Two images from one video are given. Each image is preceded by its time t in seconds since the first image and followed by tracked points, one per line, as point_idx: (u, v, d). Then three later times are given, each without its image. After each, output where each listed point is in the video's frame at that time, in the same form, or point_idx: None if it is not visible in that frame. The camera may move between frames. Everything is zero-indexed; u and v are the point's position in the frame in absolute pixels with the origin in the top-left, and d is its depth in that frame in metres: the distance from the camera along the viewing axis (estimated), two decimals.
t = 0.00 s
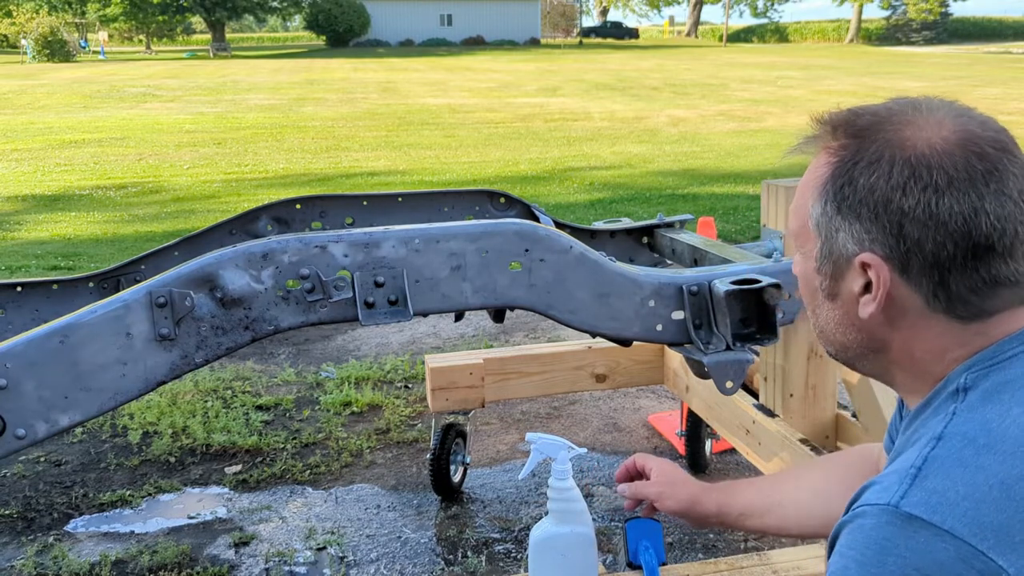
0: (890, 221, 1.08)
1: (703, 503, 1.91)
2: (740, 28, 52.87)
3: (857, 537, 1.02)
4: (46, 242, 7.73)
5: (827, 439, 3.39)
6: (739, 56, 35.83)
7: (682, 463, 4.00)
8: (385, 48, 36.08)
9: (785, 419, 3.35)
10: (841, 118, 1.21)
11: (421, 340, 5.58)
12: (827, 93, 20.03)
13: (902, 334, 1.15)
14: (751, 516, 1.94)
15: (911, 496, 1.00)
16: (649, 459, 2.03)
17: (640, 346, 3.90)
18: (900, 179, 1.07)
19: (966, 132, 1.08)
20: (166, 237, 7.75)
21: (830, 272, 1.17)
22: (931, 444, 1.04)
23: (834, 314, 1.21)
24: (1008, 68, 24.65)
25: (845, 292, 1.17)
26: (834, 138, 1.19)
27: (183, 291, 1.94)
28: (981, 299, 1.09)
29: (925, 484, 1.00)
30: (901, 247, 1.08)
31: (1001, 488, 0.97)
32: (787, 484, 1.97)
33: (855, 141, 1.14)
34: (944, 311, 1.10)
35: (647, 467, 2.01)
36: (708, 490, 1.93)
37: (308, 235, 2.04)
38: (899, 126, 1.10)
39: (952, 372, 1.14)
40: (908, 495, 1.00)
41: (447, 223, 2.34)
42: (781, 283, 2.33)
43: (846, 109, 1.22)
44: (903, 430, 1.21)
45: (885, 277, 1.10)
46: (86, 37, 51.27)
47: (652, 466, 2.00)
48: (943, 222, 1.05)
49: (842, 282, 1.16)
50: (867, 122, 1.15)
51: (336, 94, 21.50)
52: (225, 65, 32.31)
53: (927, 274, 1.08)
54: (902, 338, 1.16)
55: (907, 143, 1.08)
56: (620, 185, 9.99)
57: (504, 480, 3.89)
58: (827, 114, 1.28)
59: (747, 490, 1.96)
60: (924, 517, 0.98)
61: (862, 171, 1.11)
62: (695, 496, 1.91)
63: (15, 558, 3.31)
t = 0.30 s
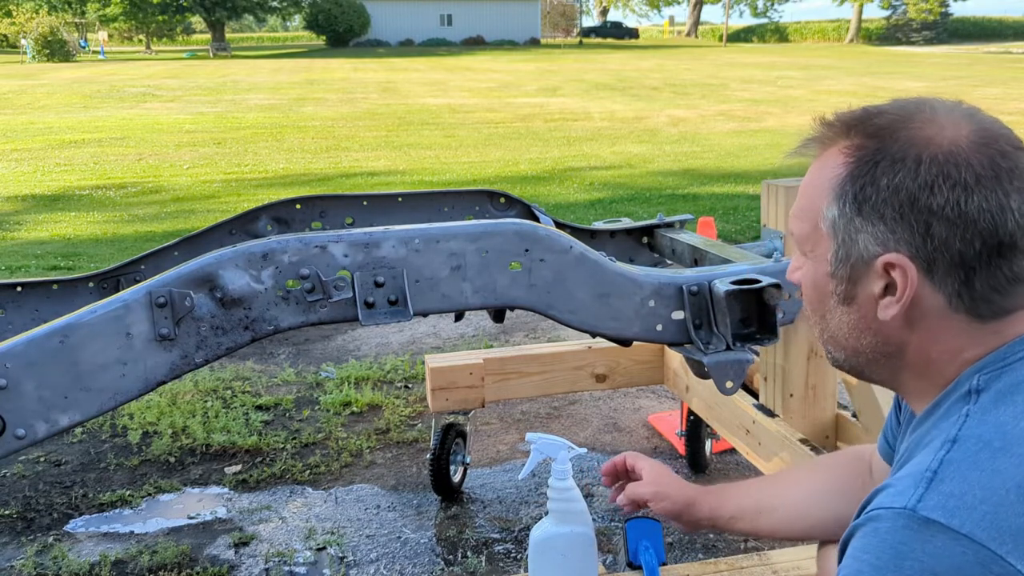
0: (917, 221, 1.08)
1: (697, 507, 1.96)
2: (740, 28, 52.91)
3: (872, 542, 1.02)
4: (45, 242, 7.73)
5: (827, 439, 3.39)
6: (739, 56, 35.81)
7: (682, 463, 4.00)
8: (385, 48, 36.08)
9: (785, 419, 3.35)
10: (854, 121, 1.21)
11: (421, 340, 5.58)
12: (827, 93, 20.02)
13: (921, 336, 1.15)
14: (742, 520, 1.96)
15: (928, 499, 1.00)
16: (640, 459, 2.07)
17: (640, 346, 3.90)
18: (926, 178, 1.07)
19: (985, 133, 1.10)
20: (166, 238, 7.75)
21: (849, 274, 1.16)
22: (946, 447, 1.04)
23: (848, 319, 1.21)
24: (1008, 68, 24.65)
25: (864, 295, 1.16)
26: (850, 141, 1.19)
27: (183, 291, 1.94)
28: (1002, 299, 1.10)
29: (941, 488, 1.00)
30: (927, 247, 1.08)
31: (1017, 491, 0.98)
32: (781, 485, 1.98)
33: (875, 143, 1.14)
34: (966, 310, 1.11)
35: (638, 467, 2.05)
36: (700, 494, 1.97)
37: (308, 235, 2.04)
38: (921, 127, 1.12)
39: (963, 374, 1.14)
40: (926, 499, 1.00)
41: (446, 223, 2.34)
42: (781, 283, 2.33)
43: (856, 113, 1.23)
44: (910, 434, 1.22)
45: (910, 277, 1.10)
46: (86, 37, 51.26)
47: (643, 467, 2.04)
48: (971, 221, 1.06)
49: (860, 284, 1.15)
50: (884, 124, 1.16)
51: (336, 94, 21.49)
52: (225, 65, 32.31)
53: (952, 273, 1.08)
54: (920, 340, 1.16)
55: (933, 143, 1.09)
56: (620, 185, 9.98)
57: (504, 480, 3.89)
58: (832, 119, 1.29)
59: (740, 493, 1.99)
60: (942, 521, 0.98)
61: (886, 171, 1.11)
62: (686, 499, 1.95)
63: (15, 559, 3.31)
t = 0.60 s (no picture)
0: (934, 211, 1.10)
1: (683, 514, 2.00)
2: (740, 29, 52.95)
3: (880, 538, 1.04)
4: (45, 242, 7.73)
5: (827, 439, 3.39)
6: (739, 56, 35.80)
7: (683, 463, 4.00)
8: (385, 48, 36.07)
9: (785, 419, 3.34)
10: (852, 123, 1.24)
11: (421, 340, 5.58)
12: (827, 93, 20.01)
13: (933, 328, 1.17)
14: (726, 524, 2.00)
15: (936, 496, 1.02)
16: (620, 467, 2.11)
17: (640, 346, 3.90)
18: (939, 170, 1.10)
19: (982, 127, 1.15)
20: (166, 237, 7.75)
21: (861, 271, 1.17)
22: (952, 444, 1.07)
23: (859, 316, 1.21)
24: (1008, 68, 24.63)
25: (877, 291, 1.17)
26: (852, 140, 1.22)
27: (183, 291, 1.94)
28: (1011, 287, 1.13)
29: (951, 485, 1.02)
30: (943, 238, 1.10)
31: None
32: (765, 490, 2.00)
33: (880, 141, 1.17)
34: (976, 300, 1.14)
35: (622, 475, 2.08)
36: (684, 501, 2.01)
37: (308, 235, 2.04)
38: (925, 124, 1.15)
39: (966, 370, 1.18)
40: (934, 495, 1.02)
41: (446, 223, 2.34)
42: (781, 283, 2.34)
43: (851, 116, 1.26)
44: (912, 433, 1.24)
45: (928, 267, 1.11)
46: (86, 37, 51.25)
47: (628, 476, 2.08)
48: (984, 209, 1.09)
49: (875, 280, 1.16)
50: (885, 122, 1.19)
51: (336, 94, 21.49)
52: (224, 66, 32.30)
53: (967, 264, 1.10)
54: (932, 333, 1.18)
55: (938, 135, 1.13)
56: (620, 185, 9.98)
57: (504, 480, 3.89)
58: (824, 124, 1.32)
59: (724, 499, 2.02)
60: (950, 517, 1.00)
61: (896, 165, 1.14)
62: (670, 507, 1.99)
63: (15, 559, 3.31)
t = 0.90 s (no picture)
0: (924, 209, 1.15)
1: (666, 520, 2.04)
2: (740, 29, 52.99)
3: (876, 533, 1.08)
4: (46, 242, 7.73)
5: (827, 439, 3.39)
6: (739, 56, 35.79)
7: (682, 463, 4.00)
8: (385, 48, 36.09)
9: (785, 419, 3.35)
10: (840, 124, 1.29)
11: (421, 340, 5.58)
12: (827, 94, 20.00)
13: (924, 326, 1.22)
14: (708, 529, 2.05)
15: (932, 490, 1.05)
16: (604, 474, 2.10)
17: (640, 346, 3.90)
18: (929, 169, 1.15)
19: (967, 126, 1.20)
20: (166, 238, 7.75)
21: (854, 270, 1.22)
22: (946, 439, 1.10)
23: (851, 315, 1.26)
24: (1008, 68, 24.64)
25: (869, 290, 1.22)
26: (840, 141, 1.27)
27: (183, 291, 1.94)
28: (998, 283, 1.18)
29: (946, 478, 1.05)
30: (933, 235, 1.15)
31: (1018, 479, 1.03)
32: (748, 493, 2.05)
33: (869, 141, 1.22)
34: (965, 297, 1.19)
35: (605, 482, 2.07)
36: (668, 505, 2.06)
37: (308, 235, 2.04)
38: (912, 123, 1.20)
39: (957, 366, 1.22)
40: (929, 490, 1.05)
41: (446, 223, 2.34)
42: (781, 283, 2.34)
43: (838, 118, 1.31)
44: (904, 430, 1.28)
45: (919, 265, 1.16)
46: (86, 36, 51.28)
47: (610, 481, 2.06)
48: (972, 207, 1.14)
49: (868, 278, 1.20)
50: (874, 123, 1.24)
51: (336, 94, 21.49)
52: (225, 66, 32.31)
53: (957, 261, 1.15)
54: (923, 330, 1.22)
55: (927, 134, 1.18)
56: (620, 185, 9.98)
57: (504, 480, 3.89)
58: (812, 127, 1.37)
59: (706, 503, 2.07)
60: (946, 511, 1.03)
61: (887, 165, 1.18)
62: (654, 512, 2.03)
63: (15, 559, 3.31)
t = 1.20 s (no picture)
0: (913, 214, 1.18)
1: (665, 518, 2.03)
2: (740, 29, 52.99)
3: (869, 534, 1.13)
4: (45, 242, 7.73)
5: (827, 439, 3.39)
6: (739, 56, 35.77)
7: (683, 463, 4.00)
8: (385, 48, 36.10)
9: (785, 419, 3.35)
10: (828, 129, 1.32)
11: (421, 340, 5.58)
12: (827, 93, 19.99)
13: (914, 330, 1.24)
14: (705, 529, 2.05)
15: (923, 491, 1.10)
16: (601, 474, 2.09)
17: (640, 346, 3.90)
18: (917, 174, 1.18)
19: (954, 132, 1.23)
20: (165, 238, 7.75)
21: (844, 274, 1.25)
22: (937, 440, 1.15)
23: (842, 319, 1.28)
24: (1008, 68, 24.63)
25: (858, 294, 1.25)
26: (829, 146, 1.30)
27: (183, 291, 1.94)
28: (986, 286, 1.21)
29: (936, 479, 1.10)
30: (922, 240, 1.17)
31: (1008, 479, 1.08)
32: (744, 493, 2.06)
33: (856, 147, 1.25)
34: (954, 300, 1.21)
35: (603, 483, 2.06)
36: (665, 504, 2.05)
37: (308, 235, 2.04)
38: (900, 129, 1.23)
39: (948, 367, 1.25)
40: (920, 491, 1.10)
41: (445, 223, 2.34)
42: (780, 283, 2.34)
43: (826, 123, 1.34)
44: (896, 431, 1.32)
45: (908, 270, 1.19)
46: (85, 37, 51.28)
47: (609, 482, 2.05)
48: (959, 212, 1.17)
49: (857, 283, 1.23)
50: (862, 128, 1.27)
51: (336, 94, 21.48)
52: (225, 66, 32.29)
53: (945, 265, 1.18)
54: (914, 333, 1.25)
55: (915, 139, 1.21)
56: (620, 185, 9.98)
57: (504, 480, 3.89)
58: (801, 132, 1.40)
59: (701, 503, 2.08)
60: (938, 511, 1.08)
61: (875, 170, 1.21)
62: (650, 510, 2.01)
63: (15, 559, 3.31)
